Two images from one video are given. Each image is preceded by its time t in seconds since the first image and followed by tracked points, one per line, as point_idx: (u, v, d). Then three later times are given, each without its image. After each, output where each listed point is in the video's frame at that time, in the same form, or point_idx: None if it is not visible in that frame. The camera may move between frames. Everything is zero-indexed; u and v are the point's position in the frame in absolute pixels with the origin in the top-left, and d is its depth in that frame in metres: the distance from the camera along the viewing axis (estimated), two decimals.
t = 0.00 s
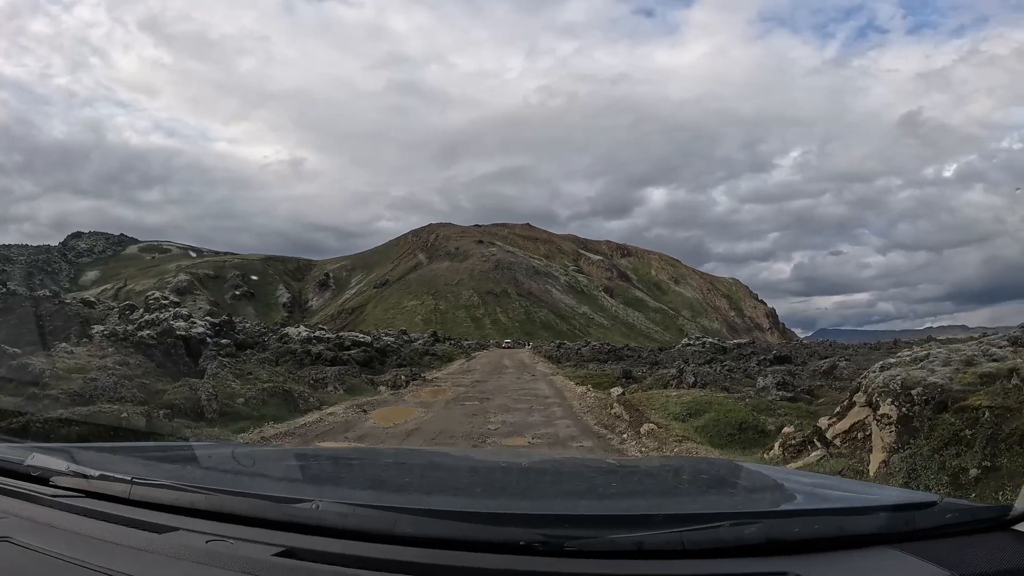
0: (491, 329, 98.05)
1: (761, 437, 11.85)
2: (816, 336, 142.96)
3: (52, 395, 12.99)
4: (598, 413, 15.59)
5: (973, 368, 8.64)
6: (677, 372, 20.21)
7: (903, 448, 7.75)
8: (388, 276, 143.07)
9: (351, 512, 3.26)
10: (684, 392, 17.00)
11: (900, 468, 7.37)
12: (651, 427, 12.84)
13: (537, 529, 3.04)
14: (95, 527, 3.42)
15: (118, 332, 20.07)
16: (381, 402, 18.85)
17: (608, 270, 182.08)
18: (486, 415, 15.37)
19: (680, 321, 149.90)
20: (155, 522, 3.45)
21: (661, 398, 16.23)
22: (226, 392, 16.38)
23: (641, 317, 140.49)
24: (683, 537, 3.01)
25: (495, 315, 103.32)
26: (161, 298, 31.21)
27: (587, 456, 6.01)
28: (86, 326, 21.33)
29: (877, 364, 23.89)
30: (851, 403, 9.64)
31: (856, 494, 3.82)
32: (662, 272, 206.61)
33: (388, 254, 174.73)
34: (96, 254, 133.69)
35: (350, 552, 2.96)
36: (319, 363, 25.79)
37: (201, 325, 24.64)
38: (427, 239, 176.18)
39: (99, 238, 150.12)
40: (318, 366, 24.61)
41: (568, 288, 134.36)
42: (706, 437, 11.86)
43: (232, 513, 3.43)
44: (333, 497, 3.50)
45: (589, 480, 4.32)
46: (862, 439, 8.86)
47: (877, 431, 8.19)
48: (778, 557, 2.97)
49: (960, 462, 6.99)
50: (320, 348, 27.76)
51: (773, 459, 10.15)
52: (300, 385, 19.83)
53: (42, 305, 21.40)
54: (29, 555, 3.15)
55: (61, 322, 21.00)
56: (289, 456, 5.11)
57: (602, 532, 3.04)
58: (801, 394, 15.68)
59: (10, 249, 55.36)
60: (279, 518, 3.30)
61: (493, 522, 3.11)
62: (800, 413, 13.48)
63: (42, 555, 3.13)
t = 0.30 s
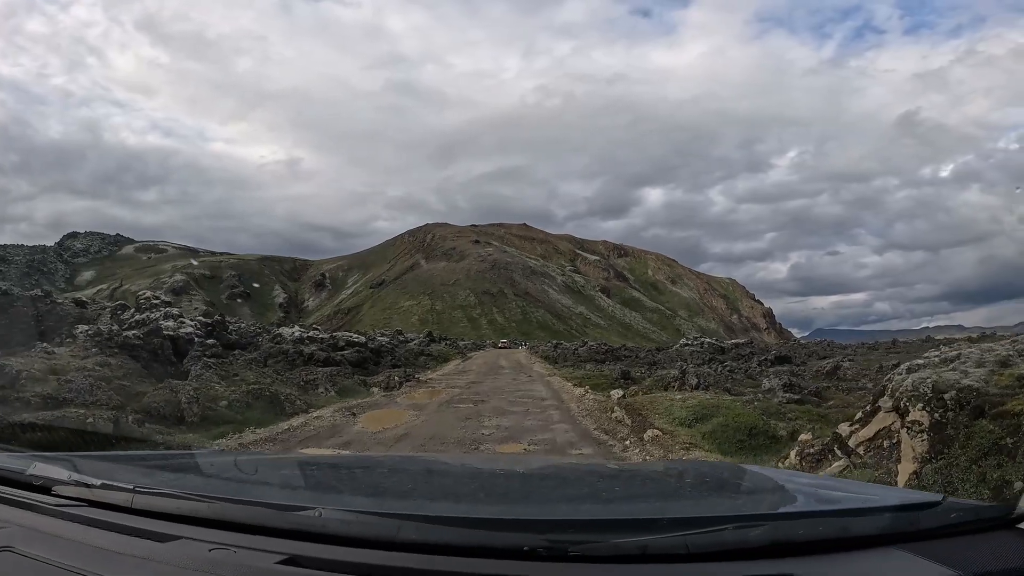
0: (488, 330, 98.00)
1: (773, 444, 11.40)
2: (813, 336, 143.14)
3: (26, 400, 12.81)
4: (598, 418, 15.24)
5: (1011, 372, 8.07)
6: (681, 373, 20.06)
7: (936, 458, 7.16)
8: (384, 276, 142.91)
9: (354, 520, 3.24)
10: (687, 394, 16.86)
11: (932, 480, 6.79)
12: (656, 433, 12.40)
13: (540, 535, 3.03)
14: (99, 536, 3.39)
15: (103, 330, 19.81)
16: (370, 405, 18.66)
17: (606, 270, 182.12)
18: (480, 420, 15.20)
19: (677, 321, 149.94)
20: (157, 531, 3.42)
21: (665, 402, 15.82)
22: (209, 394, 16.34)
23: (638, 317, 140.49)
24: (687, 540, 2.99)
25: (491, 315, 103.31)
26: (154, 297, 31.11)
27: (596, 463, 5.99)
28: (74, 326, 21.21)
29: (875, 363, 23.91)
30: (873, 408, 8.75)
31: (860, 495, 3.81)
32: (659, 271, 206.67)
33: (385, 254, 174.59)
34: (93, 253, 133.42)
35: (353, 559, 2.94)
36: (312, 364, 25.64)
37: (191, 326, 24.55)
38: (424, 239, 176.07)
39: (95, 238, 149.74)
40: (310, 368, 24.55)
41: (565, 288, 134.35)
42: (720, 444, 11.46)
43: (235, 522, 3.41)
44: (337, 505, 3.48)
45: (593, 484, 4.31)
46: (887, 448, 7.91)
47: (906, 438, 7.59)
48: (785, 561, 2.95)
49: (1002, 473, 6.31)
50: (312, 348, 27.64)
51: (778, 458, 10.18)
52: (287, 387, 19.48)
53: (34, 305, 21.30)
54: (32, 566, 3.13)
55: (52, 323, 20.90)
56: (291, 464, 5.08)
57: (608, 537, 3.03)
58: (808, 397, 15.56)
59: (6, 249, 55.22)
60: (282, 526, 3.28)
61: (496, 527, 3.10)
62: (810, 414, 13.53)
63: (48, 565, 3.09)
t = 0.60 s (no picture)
0: (484, 330, 98.00)
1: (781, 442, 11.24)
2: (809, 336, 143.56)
3: None
4: (591, 420, 15.06)
5: None
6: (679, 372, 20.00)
7: (970, 462, 6.83)
8: (381, 275, 142.76)
9: (338, 521, 3.25)
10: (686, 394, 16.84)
11: (969, 486, 6.49)
12: (653, 436, 12.33)
13: (523, 548, 3.06)
14: (83, 517, 3.42)
15: (86, 326, 19.52)
16: (357, 405, 18.39)
17: (602, 271, 182.25)
18: (469, 421, 14.97)
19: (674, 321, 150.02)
20: (139, 516, 3.45)
21: (664, 402, 15.77)
22: (185, 393, 16.18)
23: (634, 318, 140.54)
24: (670, 563, 3.03)
25: (488, 315, 103.34)
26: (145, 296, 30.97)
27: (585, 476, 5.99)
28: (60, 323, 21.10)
29: (871, 362, 23.92)
30: (896, 407, 8.50)
31: (848, 528, 3.79)
32: (656, 271, 206.88)
33: (381, 254, 174.24)
34: (88, 253, 132.99)
35: (333, 559, 2.96)
36: (302, 363, 25.53)
37: (177, 326, 24.41)
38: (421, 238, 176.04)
39: (90, 237, 149.38)
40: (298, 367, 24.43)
41: (562, 288, 134.38)
42: (721, 445, 11.37)
43: (218, 513, 3.43)
44: (322, 504, 3.50)
45: (580, 501, 4.33)
46: (912, 452, 7.73)
47: (936, 440, 7.25)
48: None
49: None
50: (301, 348, 27.41)
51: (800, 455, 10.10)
52: (269, 387, 19.13)
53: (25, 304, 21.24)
54: (14, 543, 3.16)
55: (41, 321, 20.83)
56: (279, 459, 5.10)
57: (591, 555, 3.06)
58: (813, 395, 15.54)
59: None
60: (265, 521, 3.30)
61: (479, 537, 3.12)
62: (817, 413, 13.62)
63: (31, 545, 3.13)
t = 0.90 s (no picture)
0: (482, 330, 97.81)
1: (796, 453, 10.99)
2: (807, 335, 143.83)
3: None
4: (593, 427, 14.46)
5: None
6: (682, 373, 19.78)
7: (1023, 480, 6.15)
8: (378, 276, 142.54)
9: (334, 517, 3.25)
10: (693, 398, 16.43)
11: None
12: (661, 446, 12.06)
13: (519, 541, 3.05)
14: (80, 517, 3.42)
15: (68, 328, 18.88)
16: (346, 408, 17.79)
17: (600, 270, 182.28)
18: (462, 425, 14.30)
19: (671, 321, 150.08)
20: (137, 515, 3.44)
21: (671, 408, 15.18)
22: (165, 398, 15.62)
23: (632, 317, 140.54)
24: (667, 554, 3.02)
25: (485, 315, 103.24)
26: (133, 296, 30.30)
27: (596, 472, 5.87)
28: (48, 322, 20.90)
29: (873, 362, 23.77)
30: (932, 416, 7.96)
31: (842, 517, 3.82)
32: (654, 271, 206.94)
33: (378, 254, 174.01)
34: (83, 253, 132.47)
35: (331, 555, 2.95)
36: (294, 364, 25.36)
37: (166, 326, 24.13)
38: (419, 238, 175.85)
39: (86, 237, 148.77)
40: (291, 368, 24.34)
41: (559, 288, 134.33)
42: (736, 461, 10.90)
43: (215, 511, 3.42)
44: (318, 500, 3.49)
45: (576, 494, 4.33)
46: (952, 466, 7.07)
47: (985, 454, 6.61)
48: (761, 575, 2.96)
49: None
50: (292, 349, 27.06)
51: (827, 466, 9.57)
52: (260, 391, 18.64)
53: (16, 304, 21.09)
54: (11, 544, 3.15)
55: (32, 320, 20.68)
56: (275, 456, 5.10)
57: (588, 547, 3.05)
58: (823, 399, 14.95)
59: None
60: (262, 518, 3.29)
61: (476, 531, 3.11)
62: (835, 418, 13.18)
63: (27, 546, 3.12)
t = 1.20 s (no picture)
0: (480, 330, 97.82)
1: (816, 449, 10.29)
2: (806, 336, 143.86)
3: None
4: (597, 429, 13.76)
5: None
6: (689, 375, 19.23)
7: None
8: (376, 275, 142.42)
9: (336, 511, 3.22)
10: (704, 401, 15.75)
11: None
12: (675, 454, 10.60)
13: (522, 531, 3.02)
14: (83, 521, 3.39)
15: (55, 325, 18.58)
16: (333, 412, 17.24)
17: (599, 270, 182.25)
18: (458, 429, 13.84)
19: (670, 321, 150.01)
20: (140, 517, 3.42)
21: (682, 410, 14.39)
22: (146, 398, 15.37)
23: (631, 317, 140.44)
24: (670, 540, 2.98)
25: (483, 315, 103.17)
26: (127, 296, 30.02)
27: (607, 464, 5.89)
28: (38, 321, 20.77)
29: (878, 363, 23.48)
30: (983, 424, 7.31)
31: (843, 500, 3.81)
32: (652, 271, 206.96)
33: (377, 254, 173.88)
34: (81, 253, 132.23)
35: (335, 550, 2.93)
36: (288, 364, 25.36)
37: (156, 325, 24.00)
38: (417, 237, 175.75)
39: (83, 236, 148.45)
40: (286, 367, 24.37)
41: (558, 288, 134.21)
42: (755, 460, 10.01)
43: (218, 510, 3.39)
44: (320, 495, 3.46)
45: (576, 482, 4.30)
46: (1008, 478, 6.27)
47: None
48: (764, 565, 2.93)
49: None
50: (286, 348, 26.94)
51: (864, 473, 8.62)
52: (238, 391, 18.24)
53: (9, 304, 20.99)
54: (15, 551, 3.12)
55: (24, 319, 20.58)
56: (277, 453, 5.07)
57: (589, 536, 3.01)
58: (838, 401, 14.45)
59: None
60: (265, 515, 3.26)
61: (480, 522, 3.09)
62: (856, 421, 12.40)
63: (31, 552, 3.08)
